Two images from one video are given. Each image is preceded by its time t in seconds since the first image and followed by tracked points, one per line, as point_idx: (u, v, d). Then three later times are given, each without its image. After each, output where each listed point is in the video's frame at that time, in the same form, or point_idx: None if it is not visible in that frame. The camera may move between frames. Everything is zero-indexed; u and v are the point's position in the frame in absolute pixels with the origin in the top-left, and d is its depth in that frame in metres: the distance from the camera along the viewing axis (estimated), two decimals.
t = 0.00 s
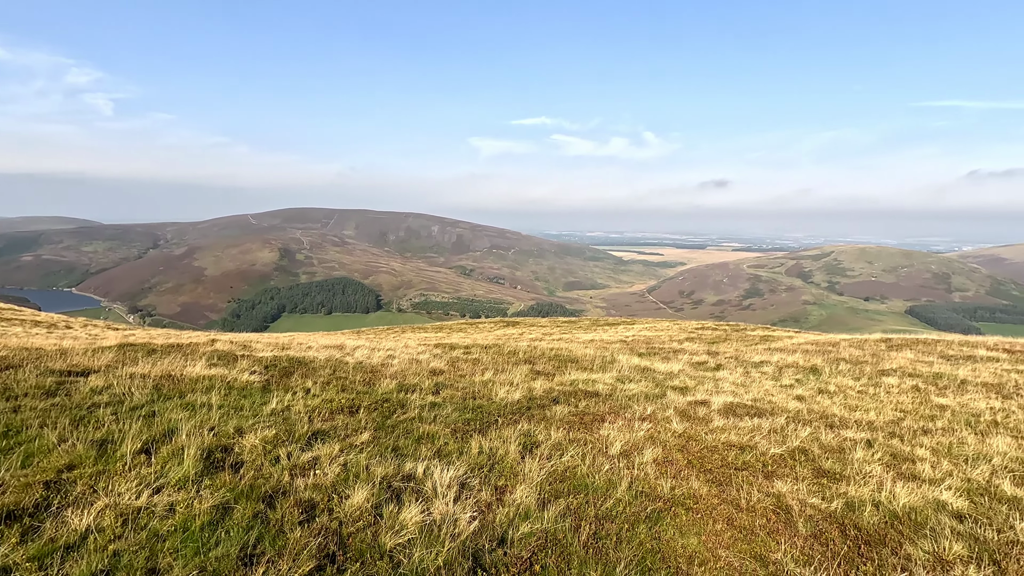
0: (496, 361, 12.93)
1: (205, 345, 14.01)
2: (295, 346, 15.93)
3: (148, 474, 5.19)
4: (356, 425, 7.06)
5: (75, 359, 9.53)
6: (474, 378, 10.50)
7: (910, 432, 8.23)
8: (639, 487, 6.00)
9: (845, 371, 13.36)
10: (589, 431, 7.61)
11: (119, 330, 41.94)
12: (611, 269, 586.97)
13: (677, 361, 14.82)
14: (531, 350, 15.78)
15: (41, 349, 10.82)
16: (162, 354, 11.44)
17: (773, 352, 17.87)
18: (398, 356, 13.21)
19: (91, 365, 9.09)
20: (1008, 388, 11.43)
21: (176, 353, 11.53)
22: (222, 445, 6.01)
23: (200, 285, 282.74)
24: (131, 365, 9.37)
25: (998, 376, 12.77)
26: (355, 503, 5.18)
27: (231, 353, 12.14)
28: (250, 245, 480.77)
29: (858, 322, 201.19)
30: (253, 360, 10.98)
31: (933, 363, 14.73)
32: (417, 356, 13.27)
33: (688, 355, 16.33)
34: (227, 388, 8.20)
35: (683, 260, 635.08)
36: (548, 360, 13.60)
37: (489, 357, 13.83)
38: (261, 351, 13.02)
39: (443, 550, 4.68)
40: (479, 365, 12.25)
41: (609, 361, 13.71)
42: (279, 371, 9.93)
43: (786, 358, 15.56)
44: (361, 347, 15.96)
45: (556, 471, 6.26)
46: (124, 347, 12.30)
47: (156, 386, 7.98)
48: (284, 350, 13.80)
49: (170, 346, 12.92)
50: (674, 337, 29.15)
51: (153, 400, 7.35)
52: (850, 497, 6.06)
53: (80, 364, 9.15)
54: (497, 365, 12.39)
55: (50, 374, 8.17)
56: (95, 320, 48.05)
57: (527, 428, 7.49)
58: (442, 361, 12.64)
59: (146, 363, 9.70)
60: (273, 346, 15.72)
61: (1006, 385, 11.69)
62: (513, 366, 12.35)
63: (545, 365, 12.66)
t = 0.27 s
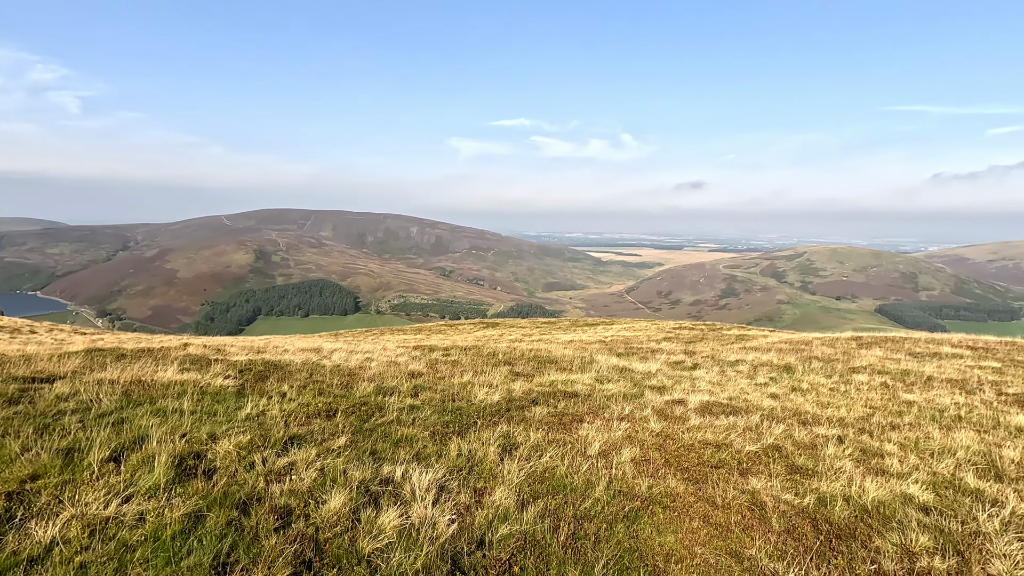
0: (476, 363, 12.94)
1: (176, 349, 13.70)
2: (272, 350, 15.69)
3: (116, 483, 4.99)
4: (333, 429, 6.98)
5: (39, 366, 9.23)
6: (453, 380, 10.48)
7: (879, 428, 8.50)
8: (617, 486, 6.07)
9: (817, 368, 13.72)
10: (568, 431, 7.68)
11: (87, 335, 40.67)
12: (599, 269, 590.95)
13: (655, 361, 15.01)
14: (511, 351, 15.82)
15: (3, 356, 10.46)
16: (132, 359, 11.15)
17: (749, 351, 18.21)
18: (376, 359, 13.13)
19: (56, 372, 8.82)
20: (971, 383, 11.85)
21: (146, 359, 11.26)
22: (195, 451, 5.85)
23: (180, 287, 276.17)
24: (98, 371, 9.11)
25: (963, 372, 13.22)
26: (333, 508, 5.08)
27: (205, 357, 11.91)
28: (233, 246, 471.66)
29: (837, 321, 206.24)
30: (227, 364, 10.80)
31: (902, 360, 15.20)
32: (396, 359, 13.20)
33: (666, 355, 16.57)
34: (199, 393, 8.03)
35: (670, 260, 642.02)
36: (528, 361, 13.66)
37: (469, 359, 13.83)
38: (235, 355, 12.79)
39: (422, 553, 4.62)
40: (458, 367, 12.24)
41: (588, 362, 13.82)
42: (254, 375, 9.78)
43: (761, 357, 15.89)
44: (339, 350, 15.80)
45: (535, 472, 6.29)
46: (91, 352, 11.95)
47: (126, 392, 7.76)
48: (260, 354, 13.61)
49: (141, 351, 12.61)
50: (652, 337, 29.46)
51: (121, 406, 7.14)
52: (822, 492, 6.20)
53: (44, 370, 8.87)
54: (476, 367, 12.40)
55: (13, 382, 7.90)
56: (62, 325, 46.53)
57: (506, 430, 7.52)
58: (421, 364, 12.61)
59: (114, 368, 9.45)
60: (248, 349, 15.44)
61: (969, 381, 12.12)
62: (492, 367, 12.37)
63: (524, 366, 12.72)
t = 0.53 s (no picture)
0: (454, 365, 12.93)
1: (145, 353, 13.37)
2: (246, 353, 15.43)
3: (80, 492, 4.85)
4: (309, 433, 6.91)
5: None
6: (431, 382, 10.47)
7: (849, 424, 8.75)
8: (594, 486, 6.14)
9: (790, 366, 14.06)
10: (545, 432, 7.75)
11: (54, 339, 39.29)
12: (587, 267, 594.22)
13: (633, 360, 15.19)
14: (490, 352, 15.86)
15: None
16: (98, 364, 10.83)
17: (725, 349, 18.55)
18: (354, 361, 13.03)
19: (17, 378, 8.52)
20: (936, 379, 12.28)
21: (112, 364, 10.94)
22: (164, 458, 5.72)
23: (160, 288, 269.51)
24: (62, 377, 8.83)
25: (929, 368, 13.69)
26: (307, 514, 5.03)
27: (175, 361, 11.64)
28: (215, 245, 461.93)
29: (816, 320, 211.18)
30: (199, 368, 10.58)
31: (871, 357, 15.67)
32: (373, 361, 13.12)
33: (644, 354, 16.78)
34: (170, 398, 7.86)
35: (652, 258, 649.32)
36: (507, 362, 13.70)
37: (447, 360, 13.82)
38: (207, 359, 12.54)
39: (397, 557, 4.60)
40: (436, 368, 12.22)
41: (567, 362, 13.92)
42: (228, 379, 9.61)
43: (736, 356, 16.16)
44: (316, 353, 15.62)
45: (512, 473, 6.32)
46: (54, 357, 11.55)
47: (92, 398, 7.54)
48: (233, 357, 13.38)
49: (107, 356, 12.26)
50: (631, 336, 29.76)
51: (86, 412, 6.93)
52: (793, 488, 6.35)
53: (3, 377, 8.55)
54: (454, 368, 12.40)
55: None
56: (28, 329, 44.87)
57: (484, 431, 7.55)
58: (399, 366, 12.56)
59: (78, 374, 9.16)
60: (221, 353, 15.15)
61: (934, 377, 12.54)
62: (471, 368, 12.38)
63: (503, 367, 12.77)
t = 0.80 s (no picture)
0: (436, 365, 12.92)
1: (118, 356, 13.07)
2: (224, 355, 15.19)
3: (48, 499, 4.73)
4: (287, 436, 6.84)
5: None
6: (412, 383, 10.44)
7: (825, 420, 8.93)
8: (575, 485, 6.19)
9: (768, 363, 14.32)
10: (527, 431, 7.78)
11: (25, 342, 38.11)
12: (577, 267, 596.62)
13: (615, 359, 15.33)
14: (473, 352, 15.86)
15: None
16: (67, 368, 10.55)
17: (706, 348, 18.79)
18: (334, 363, 12.93)
19: None
20: (909, 375, 12.61)
21: (83, 367, 10.67)
22: (137, 463, 5.61)
23: (139, 290, 263.91)
24: (29, 382, 8.58)
25: (902, 364, 14.06)
26: (285, 518, 4.97)
27: (149, 364, 11.40)
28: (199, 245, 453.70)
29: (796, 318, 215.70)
30: (175, 371, 10.39)
31: (848, 354, 16.03)
32: (354, 362, 13.03)
33: (627, 353, 16.93)
34: (144, 402, 7.71)
35: (641, 257, 654.38)
36: (490, 362, 13.72)
37: (430, 361, 13.79)
38: (183, 362, 12.33)
39: (377, 559, 4.58)
40: (418, 369, 12.19)
41: (549, 362, 13.99)
42: (204, 382, 9.45)
43: (716, 354, 16.34)
44: (296, 354, 15.45)
45: (493, 473, 6.33)
46: (21, 361, 11.21)
47: (62, 402, 7.35)
48: (210, 359, 13.16)
49: (78, 359, 11.95)
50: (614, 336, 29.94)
51: (55, 417, 6.75)
52: (771, 483, 6.46)
53: None
54: (436, 368, 12.38)
55: None
56: None
57: (465, 431, 7.56)
58: (380, 366, 12.50)
59: (46, 378, 8.92)
60: (197, 356, 14.88)
61: (907, 373, 12.86)
62: (453, 369, 12.38)
63: (485, 367, 12.78)
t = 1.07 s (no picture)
0: (420, 366, 12.90)
1: (93, 359, 12.81)
2: (204, 357, 14.97)
3: (18, 507, 4.62)
4: (268, 439, 6.78)
5: None
6: (396, 384, 10.40)
7: (805, 417, 9.09)
8: (558, 484, 6.22)
9: (749, 361, 14.55)
10: (511, 431, 7.80)
11: None
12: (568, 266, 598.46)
13: (599, 358, 15.44)
14: (457, 352, 15.86)
15: None
16: (39, 372, 10.30)
17: (689, 346, 19.01)
18: (317, 364, 12.83)
19: None
20: (886, 371, 12.90)
21: (56, 371, 10.43)
22: (112, 468, 5.52)
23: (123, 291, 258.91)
24: None
25: (879, 361, 14.38)
26: (266, 521, 4.92)
27: (126, 367, 11.19)
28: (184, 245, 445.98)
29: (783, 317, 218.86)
30: (152, 374, 10.22)
31: (827, 352, 16.35)
32: (337, 363, 12.95)
33: (611, 352, 17.05)
34: (120, 405, 7.57)
35: (631, 256, 658.60)
36: (474, 362, 13.72)
37: (414, 361, 13.76)
38: (161, 364, 12.13)
39: (359, 561, 4.55)
40: (402, 370, 12.16)
41: (534, 361, 14.04)
42: (184, 385, 9.32)
43: (699, 352, 16.57)
44: (277, 356, 15.29)
45: (477, 474, 6.34)
46: None
47: (34, 407, 7.19)
48: (189, 362, 12.96)
49: (51, 363, 11.68)
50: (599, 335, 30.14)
51: (27, 422, 6.60)
52: (752, 480, 6.55)
53: None
54: (420, 369, 12.35)
55: None
56: None
57: (449, 432, 7.56)
58: (363, 367, 12.44)
59: (17, 382, 8.70)
60: (176, 358, 14.65)
61: (883, 369, 13.14)
62: (437, 369, 12.37)
63: (470, 367, 12.79)
